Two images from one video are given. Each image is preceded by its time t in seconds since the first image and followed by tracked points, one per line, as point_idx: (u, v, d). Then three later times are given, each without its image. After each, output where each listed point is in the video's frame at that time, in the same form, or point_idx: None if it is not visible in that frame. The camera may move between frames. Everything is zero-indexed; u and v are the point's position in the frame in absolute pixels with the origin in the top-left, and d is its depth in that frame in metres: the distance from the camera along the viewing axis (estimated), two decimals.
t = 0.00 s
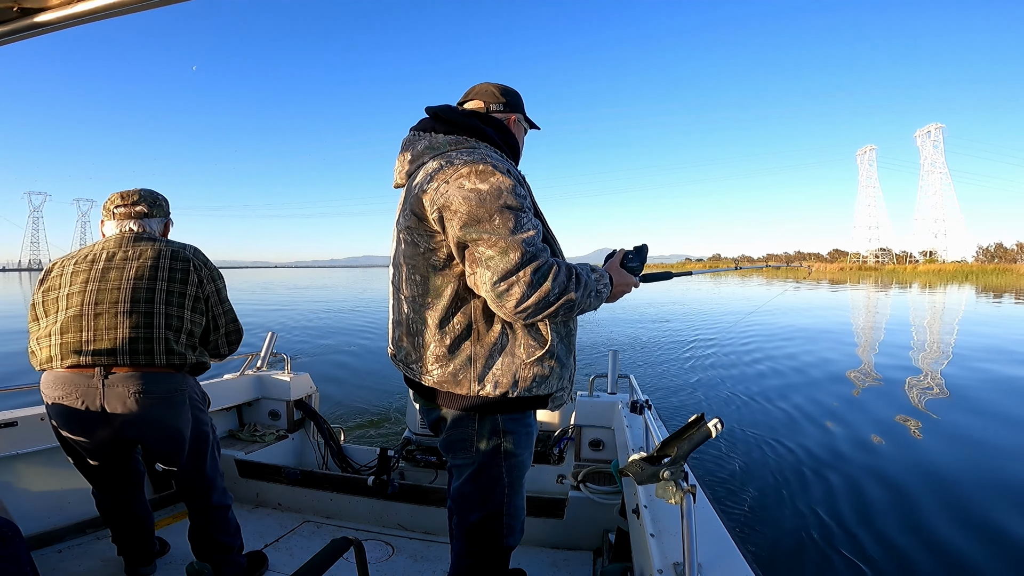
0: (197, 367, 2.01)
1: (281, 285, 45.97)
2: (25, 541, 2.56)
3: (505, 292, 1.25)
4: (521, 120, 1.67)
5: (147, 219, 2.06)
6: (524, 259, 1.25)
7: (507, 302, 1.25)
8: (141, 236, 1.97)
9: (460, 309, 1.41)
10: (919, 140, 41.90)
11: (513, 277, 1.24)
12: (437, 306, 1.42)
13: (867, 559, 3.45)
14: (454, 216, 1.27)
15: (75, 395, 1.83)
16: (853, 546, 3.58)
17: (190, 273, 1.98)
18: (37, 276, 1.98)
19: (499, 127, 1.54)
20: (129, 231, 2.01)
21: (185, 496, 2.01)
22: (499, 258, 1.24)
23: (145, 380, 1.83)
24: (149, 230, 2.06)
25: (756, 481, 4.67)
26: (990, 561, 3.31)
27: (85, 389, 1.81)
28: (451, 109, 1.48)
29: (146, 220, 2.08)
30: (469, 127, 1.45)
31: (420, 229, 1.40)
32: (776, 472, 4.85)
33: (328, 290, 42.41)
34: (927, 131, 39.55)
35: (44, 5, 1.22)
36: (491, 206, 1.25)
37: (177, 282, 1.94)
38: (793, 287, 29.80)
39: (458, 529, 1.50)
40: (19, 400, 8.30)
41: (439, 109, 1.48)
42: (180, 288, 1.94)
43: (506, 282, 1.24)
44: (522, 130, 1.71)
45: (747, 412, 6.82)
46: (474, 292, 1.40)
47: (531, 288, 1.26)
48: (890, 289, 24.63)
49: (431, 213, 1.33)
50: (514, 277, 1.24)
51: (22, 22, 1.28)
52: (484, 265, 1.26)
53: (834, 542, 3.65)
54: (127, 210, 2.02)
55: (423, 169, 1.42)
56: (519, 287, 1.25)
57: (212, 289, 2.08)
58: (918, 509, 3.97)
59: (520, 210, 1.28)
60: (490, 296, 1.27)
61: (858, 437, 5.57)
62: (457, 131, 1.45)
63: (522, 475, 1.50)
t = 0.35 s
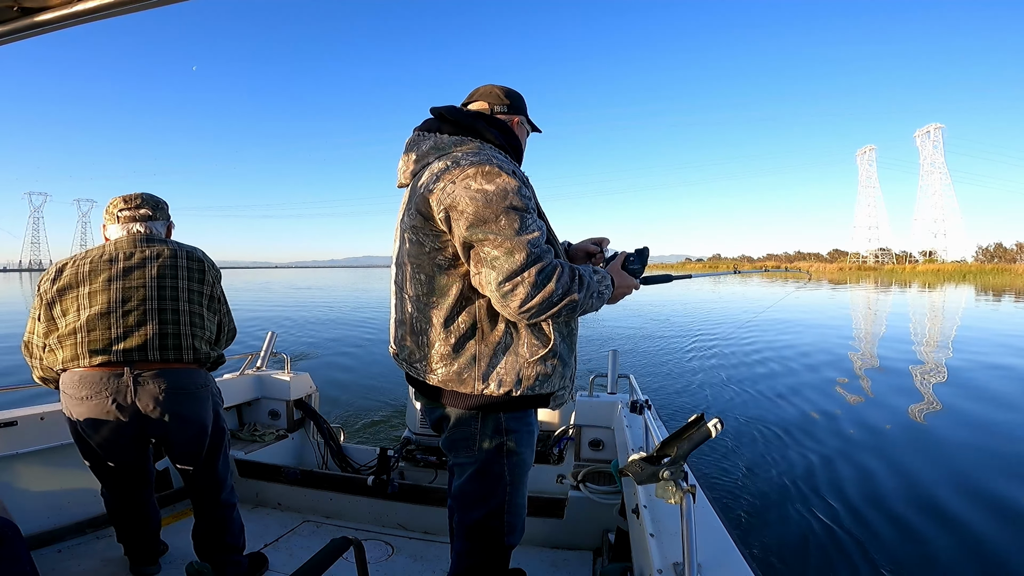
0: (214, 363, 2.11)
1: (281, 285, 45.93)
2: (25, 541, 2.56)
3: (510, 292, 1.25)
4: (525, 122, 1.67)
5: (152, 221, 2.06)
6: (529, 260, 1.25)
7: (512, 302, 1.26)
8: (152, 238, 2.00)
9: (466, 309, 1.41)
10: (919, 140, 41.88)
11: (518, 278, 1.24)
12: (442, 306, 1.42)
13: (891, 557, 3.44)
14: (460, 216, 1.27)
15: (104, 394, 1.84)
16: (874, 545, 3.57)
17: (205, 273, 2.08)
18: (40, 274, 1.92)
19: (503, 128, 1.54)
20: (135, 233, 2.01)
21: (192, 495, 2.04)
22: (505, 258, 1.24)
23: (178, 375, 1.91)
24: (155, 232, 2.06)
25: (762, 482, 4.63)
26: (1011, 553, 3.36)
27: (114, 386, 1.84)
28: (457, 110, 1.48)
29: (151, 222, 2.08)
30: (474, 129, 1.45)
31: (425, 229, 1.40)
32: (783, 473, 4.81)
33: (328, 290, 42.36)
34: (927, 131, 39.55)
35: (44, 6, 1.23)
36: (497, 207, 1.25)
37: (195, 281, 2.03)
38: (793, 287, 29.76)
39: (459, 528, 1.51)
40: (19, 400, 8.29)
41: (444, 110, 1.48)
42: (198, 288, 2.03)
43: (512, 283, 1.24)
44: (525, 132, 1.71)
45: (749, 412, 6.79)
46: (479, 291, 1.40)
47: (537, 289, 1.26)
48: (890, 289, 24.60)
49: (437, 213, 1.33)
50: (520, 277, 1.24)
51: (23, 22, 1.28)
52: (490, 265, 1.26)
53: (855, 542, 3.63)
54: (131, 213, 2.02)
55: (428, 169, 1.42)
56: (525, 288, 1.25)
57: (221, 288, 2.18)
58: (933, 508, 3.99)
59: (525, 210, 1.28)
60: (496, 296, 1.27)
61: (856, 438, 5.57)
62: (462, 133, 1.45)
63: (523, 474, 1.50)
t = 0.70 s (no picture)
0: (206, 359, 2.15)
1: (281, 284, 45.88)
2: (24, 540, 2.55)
3: (510, 290, 1.25)
4: (524, 123, 1.67)
5: (139, 222, 2.09)
6: (529, 258, 1.25)
7: (512, 299, 1.26)
8: (143, 239, 2.03)
9: (465, 307, 1.42)
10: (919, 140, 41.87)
11: (518, 276, 1.24)
12: (443, 304, 1.42)
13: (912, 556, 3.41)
14: (460, 216, 1.27)
15: (104, 385, 1.84)
16: (894, 544, 3.53)
17: (196, 272, 2.13)
18: (32, 274, 1.90)
19: (502, 130, 1.54)
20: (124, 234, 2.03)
21: (188, 495, 2.03)
22: (505, 256, 1.24)
23: (177, 368, 1.94)
24: (143, 233, 2.10)
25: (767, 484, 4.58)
26: None
27: (116, 377, 1.85)
28: (456, 111, 1.47)
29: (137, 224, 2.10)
30: (474, 130, 1.45)
31: (426, 229, 1.40)
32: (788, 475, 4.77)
33: (328, 290, 42.29)
34: (927, 130, 39.55)
35: (44, 6, 1.23)
36: (496, 207, 1.25)
37: (189, 278, 2.08)
38: (793, 287, 29.73)
39: (459, 526, 1.50)
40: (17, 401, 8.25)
41: (443, 112, 1.48)
42: (191, 285, 2.09)
43: (512, 280, 1.24)
44: (524, 133, 1.71)
45: (751, 412, 6.78)
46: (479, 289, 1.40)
47: (537, 286, 1.26)
48: (890, 288, 24.58)
49: (437, 213, 1.33)
50: (520, 276, 1.24)
51: (22, 22, 1.28)
52: (490, 264, 1.26)
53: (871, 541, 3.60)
54: (117, 215, 2.04)
55: (428, 170, 1.42)
56: (524, 285, 1.25)
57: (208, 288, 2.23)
58: (944, 502, 3.99)
59: (524, 210, 1.28)
60: (496, 294, 1.27)
61: (849, 434, 5.62)
62: (462, 134, 1.45)
63: (523, 473, 1.50)
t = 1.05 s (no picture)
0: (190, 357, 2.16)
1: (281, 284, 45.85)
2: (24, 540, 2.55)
3: (516, 290, 1.25)
4: (530, 126, 1.67)
5: (125, 225, 2.08)
6: (534, 258, 1.25)
7: (517, 299, 1.26)
8: (130, 241, 2.04)
9: (470, 306, 1.42)
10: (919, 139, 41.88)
11: (523, 276, 1.24)
12: (448, 302, 1.42)
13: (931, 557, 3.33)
14: (467, 216, 1.27)
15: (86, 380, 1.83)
16: (913, 541, 3.50)
17: (180, 273, 2.14)
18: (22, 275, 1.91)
19: (507, 132, 1.54)
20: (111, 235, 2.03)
21: (179, 495, 2.03)
22: (511, 257, 1.24)
23: (158, 363, 1.93)
24: (130, 236, 2.09)
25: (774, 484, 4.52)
26: None
27: (99, 373, 1.84)
28: (463, 113, 1.48)
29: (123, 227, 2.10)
30: (481, 133, 1.45)
31: (434, 229, 1.40)
32: (796, 475, 4.71)
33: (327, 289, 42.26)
34: (926, 130, 39.57)
35: (44, 6, 1.23)
36: (503, 207, 1.25)
37: (174, 278, 2.10)
38: (793, 286, 29.70)
39: (459, 524, 1.50)
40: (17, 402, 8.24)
41: (451, 113, 1.48)
42: (176, 284, 2.10)
43: (517, 281, 1.24)
44: (530, 136, 1.70)
45: (752, 410, 6.78)
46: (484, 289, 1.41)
47: (542, 286, 1.26)
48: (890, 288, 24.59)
49: (445, 213, 1.33)
50: (525, 275, 1.24)
51: (22, 22, 1.28)
52: (496, 264, 1.26)
53: (891, 541, 3.53)
54: (102, 217, 2.04)
55: (436, 170, 1.41)
56: (529, 285, 1.25)
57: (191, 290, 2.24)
58: (957, 497, 3.98)
59: (530, 211, 1.28)
60: (502, 294, 1.27)
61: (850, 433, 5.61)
62: (468, 136, 1.45)
63: (524, 471, 1.51)
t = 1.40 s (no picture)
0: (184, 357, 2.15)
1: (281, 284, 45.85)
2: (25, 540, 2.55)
3: (525, 290, 1.25)
4: (539, 130, 1.68)
5: (128, 226, 2.10)
6: (543, 259, 1.25)
7: (526, 298, 1.26)
8: (132, 241, 2.05)
9: (480, 305, 1.43)
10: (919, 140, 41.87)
11: (532, 276, 1.25)
12: (457, 301, 1.41)
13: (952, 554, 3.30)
14: (477, 217, 1.28)
15: (75, 375, 1.84)
16: (931, 535, 3.48)
17: (179, 274, 2.15)
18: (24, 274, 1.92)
19: (518, 135, 1.54)
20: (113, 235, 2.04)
21: (182, 493, 2.03)
22: (520, 257, 1.24)
23: (147, 360, 1.92)
24: (133, 238, 2.10)
25: (782, 484, 4.44)
26: None
27: (88, 369, 1.85)
28: (474, 116, 1.47)
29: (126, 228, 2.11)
30: (492, 136, 1.45)
31: (444, 229, 1.38)
32: (805, 472, 4.68)
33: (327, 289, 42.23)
34: (926, 131, 39.56)
35: (44, 5, 1.23)
36: (512, 209, 1.26)
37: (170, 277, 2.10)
38: (793, 287, 29.74)
39: (462, 520, 1.50)
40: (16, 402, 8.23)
41: (463, 115, 1.47)
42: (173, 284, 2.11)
43: (526, 281, 1.25)
44: (538, 140, 1.71)
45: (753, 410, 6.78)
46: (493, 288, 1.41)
47: (550, 286, 1.26)
48: (890, 288, 24.58)
49: (455, 214, 1.34)
50: (534, 276, 1.25)
51: (22, 22, 1.28)
52: (505, 264, 1.26)
53: (907, 537, 3.50)
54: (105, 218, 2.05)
55: (446, 172, 1.41)
56: (538, 285, 1.25)
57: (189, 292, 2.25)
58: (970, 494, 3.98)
59: (539, 213, 1.28)
60: (511, 293, 1.27)
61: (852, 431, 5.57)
62: (479, 138, 1.45)
63: (528, 469, 1.51)
